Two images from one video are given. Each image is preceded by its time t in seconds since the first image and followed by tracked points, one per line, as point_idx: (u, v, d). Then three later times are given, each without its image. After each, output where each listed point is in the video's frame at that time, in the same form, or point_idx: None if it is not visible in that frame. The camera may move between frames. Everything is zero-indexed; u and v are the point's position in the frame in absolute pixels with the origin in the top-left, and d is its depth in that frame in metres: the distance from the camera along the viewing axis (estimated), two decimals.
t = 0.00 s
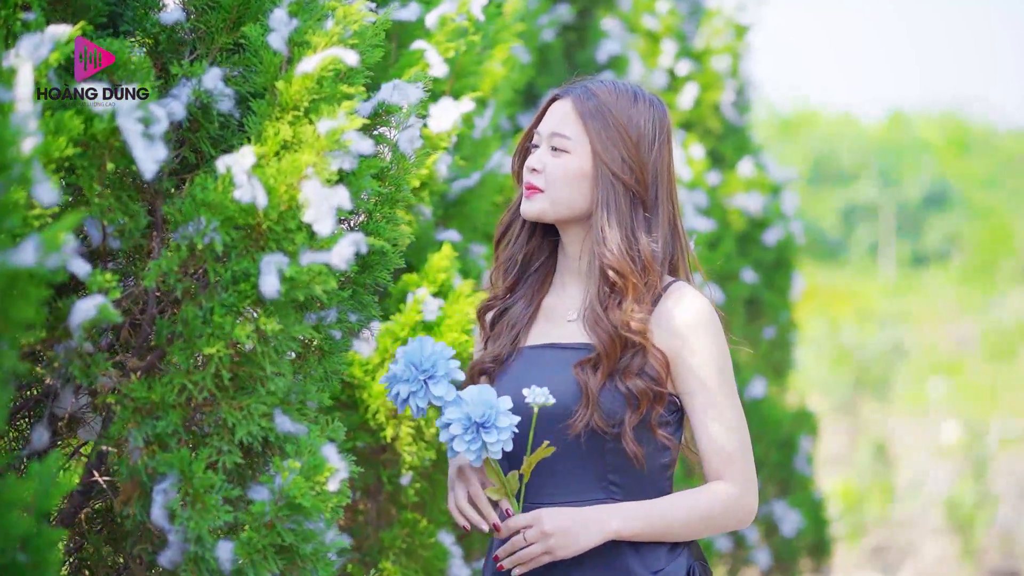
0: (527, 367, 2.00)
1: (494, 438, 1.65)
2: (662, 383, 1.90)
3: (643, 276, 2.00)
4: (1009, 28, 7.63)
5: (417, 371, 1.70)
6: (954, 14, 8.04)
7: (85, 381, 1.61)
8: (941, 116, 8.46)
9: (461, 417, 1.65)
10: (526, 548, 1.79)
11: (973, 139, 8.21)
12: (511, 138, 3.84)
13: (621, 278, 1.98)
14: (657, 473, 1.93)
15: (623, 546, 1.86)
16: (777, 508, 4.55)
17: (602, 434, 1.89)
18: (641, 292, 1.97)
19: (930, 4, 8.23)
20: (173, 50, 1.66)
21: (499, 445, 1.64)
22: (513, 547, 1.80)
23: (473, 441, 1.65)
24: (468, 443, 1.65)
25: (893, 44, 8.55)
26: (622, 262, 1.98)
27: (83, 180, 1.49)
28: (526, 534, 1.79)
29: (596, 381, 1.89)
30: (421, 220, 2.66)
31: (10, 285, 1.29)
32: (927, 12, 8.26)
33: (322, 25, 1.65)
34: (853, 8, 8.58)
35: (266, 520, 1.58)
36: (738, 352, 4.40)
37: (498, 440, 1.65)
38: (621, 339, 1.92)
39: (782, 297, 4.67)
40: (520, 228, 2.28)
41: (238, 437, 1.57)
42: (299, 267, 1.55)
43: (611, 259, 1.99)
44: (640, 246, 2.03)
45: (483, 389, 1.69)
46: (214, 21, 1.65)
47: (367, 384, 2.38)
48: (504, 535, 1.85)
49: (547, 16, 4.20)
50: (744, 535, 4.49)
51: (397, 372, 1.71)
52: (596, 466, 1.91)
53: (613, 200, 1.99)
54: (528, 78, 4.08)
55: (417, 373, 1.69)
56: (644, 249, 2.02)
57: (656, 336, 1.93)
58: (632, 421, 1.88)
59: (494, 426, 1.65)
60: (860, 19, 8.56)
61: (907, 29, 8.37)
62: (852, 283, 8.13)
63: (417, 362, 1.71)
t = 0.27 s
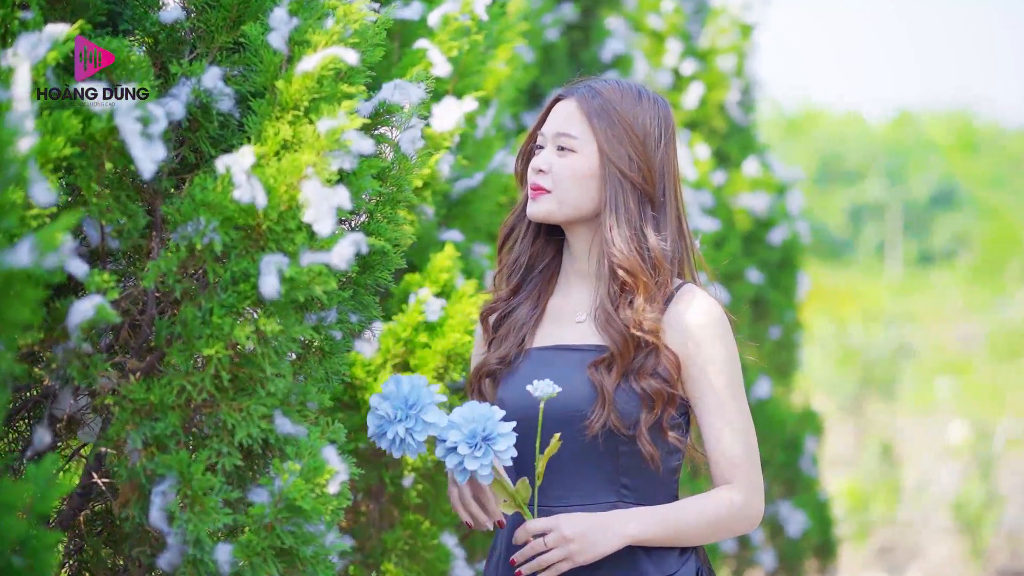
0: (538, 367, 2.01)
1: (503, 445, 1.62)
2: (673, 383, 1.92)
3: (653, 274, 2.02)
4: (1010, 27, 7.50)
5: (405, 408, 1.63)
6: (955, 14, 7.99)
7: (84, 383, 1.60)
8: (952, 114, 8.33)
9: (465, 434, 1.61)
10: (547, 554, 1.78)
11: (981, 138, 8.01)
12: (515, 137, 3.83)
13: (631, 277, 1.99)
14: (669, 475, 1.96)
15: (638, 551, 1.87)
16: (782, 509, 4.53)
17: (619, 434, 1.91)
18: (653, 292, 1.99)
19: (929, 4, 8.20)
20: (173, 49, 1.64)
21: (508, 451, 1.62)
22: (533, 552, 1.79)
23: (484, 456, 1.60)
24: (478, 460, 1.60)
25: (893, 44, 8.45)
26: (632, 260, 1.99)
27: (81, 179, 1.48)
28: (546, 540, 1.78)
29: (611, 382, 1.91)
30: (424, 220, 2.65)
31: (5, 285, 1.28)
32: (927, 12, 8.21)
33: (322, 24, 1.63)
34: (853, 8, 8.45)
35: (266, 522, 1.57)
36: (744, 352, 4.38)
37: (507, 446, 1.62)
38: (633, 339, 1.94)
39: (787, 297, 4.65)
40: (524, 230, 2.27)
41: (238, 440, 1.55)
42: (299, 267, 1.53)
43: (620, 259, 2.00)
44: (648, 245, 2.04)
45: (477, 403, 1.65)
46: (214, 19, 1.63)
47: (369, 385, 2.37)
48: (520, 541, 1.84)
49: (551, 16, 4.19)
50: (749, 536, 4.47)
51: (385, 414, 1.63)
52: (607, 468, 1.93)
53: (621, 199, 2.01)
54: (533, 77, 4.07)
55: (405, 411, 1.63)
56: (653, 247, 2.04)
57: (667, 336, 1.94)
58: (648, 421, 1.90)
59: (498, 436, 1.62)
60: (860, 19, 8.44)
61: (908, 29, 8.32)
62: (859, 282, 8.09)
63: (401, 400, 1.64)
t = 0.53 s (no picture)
0: (548, 369, 1.99)
1: (530, 447, 1.58)
2: (682, 384, 1.92)
3: (661, 273, 2.03)
4: (1010, 28, 7.43)
5: (434, 404, 1.62)
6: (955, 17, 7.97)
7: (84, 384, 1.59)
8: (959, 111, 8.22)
9: (492, 436, 1.57)
10: (569, 561, 1.76)
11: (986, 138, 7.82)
12: (517, 135, 3.83)
13: (639, 276, 2.00)
14: (676, 478, 1.96)
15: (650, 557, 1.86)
16: (787, 509, 4.50)
17: (631, 435, 1.90)
18: (659, 289, 2.00)
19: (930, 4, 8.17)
20: (173, 48, 1.63)
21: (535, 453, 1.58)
22: (552, 561, 1.77)
23: (513, 457, 1.57)
24: (507, 461, 1.57)
25: (894, 43, 8.46)
26: (640, 260, 2.00)
27: (81, 179, 1.47)
28: (566, 547, 1.76)
29: (622, 381, 1.90)
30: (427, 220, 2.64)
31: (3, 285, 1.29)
32: (927, 12, 8.18)
33: (323, 23, 1.62)
34: (853, 8, 8.44)
35: (266, 524, 1.56)
36: (749, 351, 4.36)
37: (534, 448, 1.59)
38: (642, 338, 1.94)
39: (792, 297, 4.63)
40: (528, 231, 2.26)
41: (237, 441, 1.54)
42: (299, 267, 1.52)
43: (628, 259, 2.00)
44: (655, 244, 2.05)
45: (503, 406, 1.61)
46: (214, 18, 1.62)
47: (372, 386, 2.37)
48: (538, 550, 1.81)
49: (555, 14, 4.19)
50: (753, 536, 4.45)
51: (412, 409, 1.62)
52: (615, 472, 1.91)
53: (629, 198, 2.01)
54: (536, 76, 4.07)
55: (434, 408, 1.62)
56: (661, 245, 2.04)
57: (676, 337, 1.94)
58: (659, 421, 1.89)
59: (525, 438, 1.59)
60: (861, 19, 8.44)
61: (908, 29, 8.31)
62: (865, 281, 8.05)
63: (430, 398, 1.63)
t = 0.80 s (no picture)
0: (553, 369, 1.98)
1: (557, 448, 1.57)
2: (689, 385, 1.90)
3: (667, 273, 2.02)
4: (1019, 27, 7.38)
5: (470, 392, 1.56)
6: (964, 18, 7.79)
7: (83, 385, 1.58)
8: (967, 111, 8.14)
9: (522, 432, 1.56)
10: (584, 563, 1.73)
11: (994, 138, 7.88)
12: (520, 134, 3.84)
13: (646, 277, 1.99)
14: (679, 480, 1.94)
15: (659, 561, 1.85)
16: (792, 510, 4.49)
17: (636, 436, 1.89)
18: (667, 291, 1.99)
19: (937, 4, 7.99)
20: (172, 47, 1.62)
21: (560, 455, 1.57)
22: (566, 561, 1.74)
23: (539, 456, 1.56)
24: (533, 459, 1.55)
25: (900, 44, 8.26)
26: (648, 261, 1.99)
27: (80, 178, 1.46)
28: (581, 548, 1.73)
29: (628, 383, 1.89)
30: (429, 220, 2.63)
31: None
32: (934, 12, 8.01)
33: (324, 21, 1.61)
34: (859, 9, 8.23)
35: (266, 526, 1.55)
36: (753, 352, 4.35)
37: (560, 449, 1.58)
38: (649, 339, 1.93)
39: (797, 297, 4.61)
40: (532, 234, 2.24)
41: (237, 442, 1.53)
42: (299, 268, 1.51)
43: (635, 260, 1.99)
44: (661, 245, 2.04)
45: (536, 403, 1.60)
46: (214, 17, 1.61)
47: (374, 387, 2.37)
48: (551, 549, 1.76)
49: (559, 14, 4.19)
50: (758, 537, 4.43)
51: (448, 393, 1.56)
52: (622, 473, 1.89)
53: (636, 198, 2.00)
54: (540, 76, 4.06)
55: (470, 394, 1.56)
56: (667, 245, 2.04)
57: (683, 338, 1.93)
58: (665, 422, 1.88)
59: (553, 438, 1.57)
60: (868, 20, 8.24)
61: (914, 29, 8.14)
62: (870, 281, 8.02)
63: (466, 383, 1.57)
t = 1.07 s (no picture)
0: (558, 368, 1.97)
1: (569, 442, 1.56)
2: (693, 386, 1.89)
3: (671, 273, 2.01)
4: None
5: (482, 390, 1.55)
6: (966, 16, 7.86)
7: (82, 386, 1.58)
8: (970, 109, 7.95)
9: (534, 427, 1.55)
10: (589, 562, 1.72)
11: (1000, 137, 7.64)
12: (522, 133, 3.87)
13: (650, 277, 1.98)
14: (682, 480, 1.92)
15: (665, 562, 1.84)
16: (796, 511, 4.47)
17: (640, 437, 1.87)
18: (671, 291, 1.98)
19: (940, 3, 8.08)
20: (172, 45, 1.61)
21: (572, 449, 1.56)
22: (572, 559, 1.73)
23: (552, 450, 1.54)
24: (545, 454, 1.54)
25: (904, 44, 8.32)
26: (652, 260, 1.98)
27: (78, 177, 1.45)
28: (587, 547, 1.72)
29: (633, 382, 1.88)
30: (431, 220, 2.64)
31: None
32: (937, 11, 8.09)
33: (324, 19, 1.60)
34: (862, 8, 8.38)
35: (266, 528, 1.54)
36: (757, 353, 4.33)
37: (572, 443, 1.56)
38: (653, 339, 1.92)
39: (801, 297, 4.58)
40: (535, 231, 2.23)
41: (237, 443, 1.52)
42: (299, 268, 1.50)
43: (639, 260, 1.98)
44: (665, 245, 2.03)
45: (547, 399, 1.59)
46: (214, 15, 1.60)
47: (376, 387, 2.38)
48: (557, 547, 1.75)
49: (563, 12, 4.20)
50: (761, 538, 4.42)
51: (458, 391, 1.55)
52: (625, 473, 1.88)
53: (640, 198, 1.99)
54: (542, 75, 4.06)
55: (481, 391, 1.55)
56: (672, 245, 2.03)
57: (687, 337, 1.92)
58: (669, 422, 1.87)
59: (565, 433, 1.56)
60: (870, 19, 8.37)
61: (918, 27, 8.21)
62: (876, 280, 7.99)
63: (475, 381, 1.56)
